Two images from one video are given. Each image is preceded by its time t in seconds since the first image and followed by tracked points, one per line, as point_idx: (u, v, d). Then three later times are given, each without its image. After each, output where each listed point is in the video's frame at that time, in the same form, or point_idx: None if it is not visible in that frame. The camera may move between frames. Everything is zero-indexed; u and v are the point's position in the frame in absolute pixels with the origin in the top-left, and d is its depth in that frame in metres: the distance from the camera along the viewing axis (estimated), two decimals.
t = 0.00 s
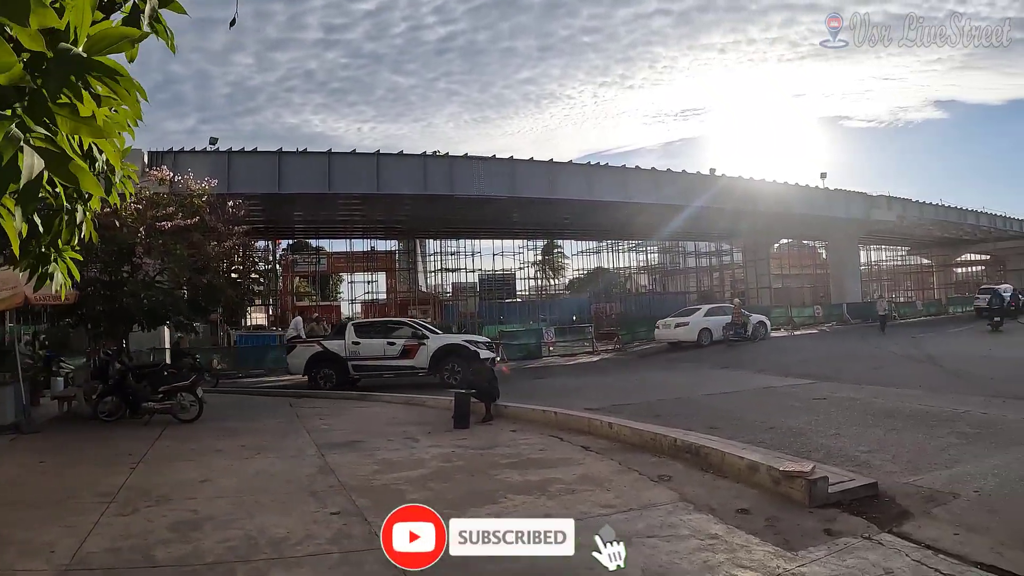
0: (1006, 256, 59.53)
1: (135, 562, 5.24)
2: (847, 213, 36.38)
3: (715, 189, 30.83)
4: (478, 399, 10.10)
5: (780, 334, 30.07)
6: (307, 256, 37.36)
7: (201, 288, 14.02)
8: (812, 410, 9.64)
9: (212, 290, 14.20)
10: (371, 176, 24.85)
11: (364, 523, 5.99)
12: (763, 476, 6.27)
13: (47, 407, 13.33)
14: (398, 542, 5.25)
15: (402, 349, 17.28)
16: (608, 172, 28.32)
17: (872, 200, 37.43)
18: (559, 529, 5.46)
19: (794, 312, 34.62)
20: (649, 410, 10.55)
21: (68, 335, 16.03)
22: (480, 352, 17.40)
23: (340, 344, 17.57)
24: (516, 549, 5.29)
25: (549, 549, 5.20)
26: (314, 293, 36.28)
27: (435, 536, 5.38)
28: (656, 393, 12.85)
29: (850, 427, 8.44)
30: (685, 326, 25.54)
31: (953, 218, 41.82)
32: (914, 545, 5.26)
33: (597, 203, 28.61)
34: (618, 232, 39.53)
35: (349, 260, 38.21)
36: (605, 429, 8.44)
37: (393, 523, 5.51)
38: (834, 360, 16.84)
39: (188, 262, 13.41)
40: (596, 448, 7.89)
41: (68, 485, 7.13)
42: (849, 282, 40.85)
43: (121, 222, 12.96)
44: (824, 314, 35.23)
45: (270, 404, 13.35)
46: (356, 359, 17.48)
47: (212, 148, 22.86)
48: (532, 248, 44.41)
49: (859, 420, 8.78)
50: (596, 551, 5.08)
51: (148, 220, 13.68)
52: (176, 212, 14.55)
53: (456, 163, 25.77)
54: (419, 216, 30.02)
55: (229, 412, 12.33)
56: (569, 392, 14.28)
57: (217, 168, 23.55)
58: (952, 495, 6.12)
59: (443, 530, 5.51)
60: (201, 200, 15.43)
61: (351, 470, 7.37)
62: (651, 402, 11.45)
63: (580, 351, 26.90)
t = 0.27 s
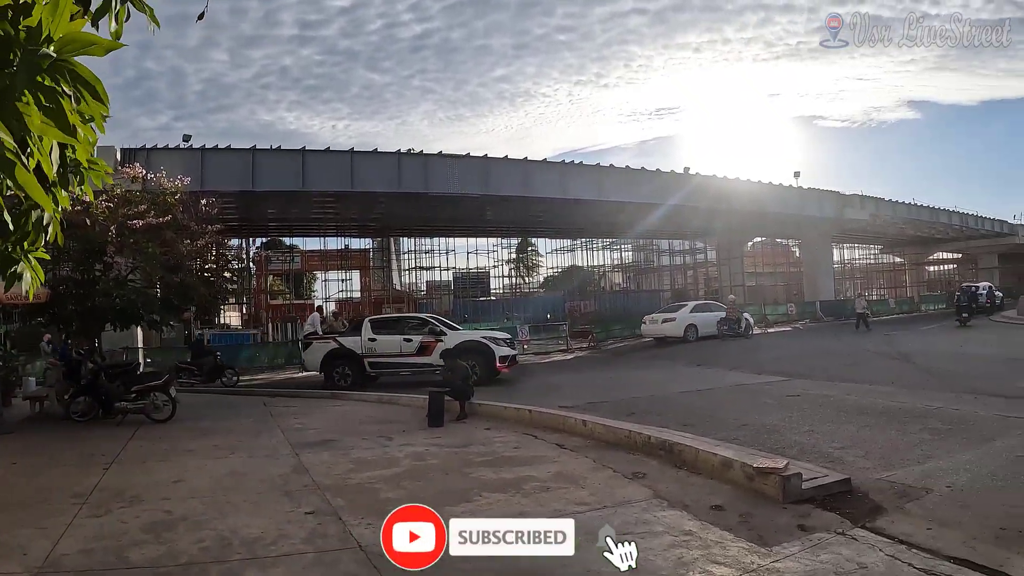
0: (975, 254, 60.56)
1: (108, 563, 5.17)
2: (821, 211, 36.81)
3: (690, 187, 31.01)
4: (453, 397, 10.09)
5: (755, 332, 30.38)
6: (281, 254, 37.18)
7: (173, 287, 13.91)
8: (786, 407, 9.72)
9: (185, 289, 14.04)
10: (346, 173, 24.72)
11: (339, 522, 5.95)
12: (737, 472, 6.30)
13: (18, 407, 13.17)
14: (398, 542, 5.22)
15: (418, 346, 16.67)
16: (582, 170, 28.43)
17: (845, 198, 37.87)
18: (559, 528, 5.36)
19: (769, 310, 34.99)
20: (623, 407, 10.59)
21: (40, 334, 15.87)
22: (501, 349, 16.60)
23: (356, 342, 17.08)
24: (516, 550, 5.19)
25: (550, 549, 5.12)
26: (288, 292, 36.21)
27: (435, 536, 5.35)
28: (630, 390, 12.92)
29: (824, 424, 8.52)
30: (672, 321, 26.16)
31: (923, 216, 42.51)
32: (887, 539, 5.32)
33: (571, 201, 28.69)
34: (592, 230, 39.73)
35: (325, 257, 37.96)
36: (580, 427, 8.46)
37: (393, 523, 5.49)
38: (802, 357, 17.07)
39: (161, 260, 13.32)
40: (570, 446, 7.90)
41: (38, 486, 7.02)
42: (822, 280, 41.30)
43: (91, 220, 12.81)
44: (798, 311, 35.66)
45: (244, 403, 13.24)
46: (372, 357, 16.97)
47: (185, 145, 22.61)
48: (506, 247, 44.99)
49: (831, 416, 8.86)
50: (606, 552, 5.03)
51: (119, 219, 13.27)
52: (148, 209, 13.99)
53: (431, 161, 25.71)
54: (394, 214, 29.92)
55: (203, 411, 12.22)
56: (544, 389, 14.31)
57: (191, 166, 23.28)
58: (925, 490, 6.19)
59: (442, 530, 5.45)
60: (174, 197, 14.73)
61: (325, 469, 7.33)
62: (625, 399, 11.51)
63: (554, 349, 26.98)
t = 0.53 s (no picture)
0: (947, 253, 61.55)
1: (83, 565, 5.10)
2: (795, 210, 37.17)
3: (665, 186, 31.26)
4: (428, 395, 10.10)
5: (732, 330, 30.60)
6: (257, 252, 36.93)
7: (149, 284, 13.52)
8: (761, 404, 9.78)
9: (161, 287, 13.71)
10: (321, 171, 24.59)
11: (316, 522, 5.92)
12: (713, 469, 6.34)
13: None
14: (398, 542, 5.26)
15: (434, 343, 15.70)
16: (557, 168, 28.52)
17: (820, 197, 38.26)
18: (559, 528, 5.38)
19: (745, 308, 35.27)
20: (599, 405, 10.62)
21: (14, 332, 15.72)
22: (521, 347, 15.62)
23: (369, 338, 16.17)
24: (516, 550, 5.20)
25: (548, 549, 5.14)
26: (264, 290, 36.05)
27: (435, 536, 5.38)
28: (606, 388, 12.96)
29: (799, 421, 8.59)
30: (661, 318, 26.68)
31: (896, 215, 43.14)
32: (862, 535, 5.37)
33: (547, 199, 28.74)
34: (569, 229, 39.89)
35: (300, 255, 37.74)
36: (556, 425, 8.48)
37: (393, 523, 5.56)
38: (772, 355, 17.28)
39: (136, 258, 12.95)
40: (546, 444, 7.92)
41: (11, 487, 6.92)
42: (798, 278, 41.67)
43: (65, 218, 12.70)
44: (774, 310, 35.99)
45: (221, 402, 13.14)
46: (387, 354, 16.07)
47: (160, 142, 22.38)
48: (482, 246, 45.35)
49: (806, 413, 8.93)
50: (607, 552, 5.04)
51: (92, 217, 13.06)
52: (122, 207, 13.79)
53: (406, 159, 25.63)
54: (371, 212, 29.81)
55: (179, 411, 12.10)
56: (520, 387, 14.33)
57: (166, 164, 23.06)
58: (899, 486, 6.26)
59: (443, 530, 5.50)
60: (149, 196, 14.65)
61: (303, 468, 7.30)
62: (601, 397, 11.54)
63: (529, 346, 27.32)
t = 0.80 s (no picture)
0: (919, 252, 62.60)
1: (56, 567, 5.03)
2: (770, 209, 37.63)
3: (640, 185, 31.53)
4: (403, 394, 10.06)
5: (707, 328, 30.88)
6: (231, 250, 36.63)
7: (122, 284, 13.30)
8: (735, 402, 9.85)
9: (133, 286, 13.45)
10: (297, 168, 24.44)
11: (292, 521, 5.88)
12: (688, 467, 6.36)
13: None
14: (398, 543, 5.20)
15: (447, 340, 15.32)
16: (533, 166, 28.58)
17: (795, 197, 38.74)
18: (559, 528, 5.34)
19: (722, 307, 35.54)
20: (575, 403, 10.65)
21: None
22: (537, 345, 15.06)
23: (381, 334, 15.84)
24: (517, 550, 5.16)
25: (549, 549, 5.10)
26: (238, 288, 35.90)
27: (435, 536, 5.33)
28: (581, 386, 13.02)
29: (774, 418, 8.66)
30: (649, 315, 27.08)
31: (869, 214, 43.82)
32: (837, 531, 5.42)
33: (522, 198, 28.80)
34: (546, 228, 40.07)
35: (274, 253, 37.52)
36: (531, 422, 8.49)
37: (393, 523, 5.50)
38: (743, 352, 17.51)
39: (109, 256, 12.96)
40: (521, 442, 7.92)
41: None
42: (773, 277, 42.09)
43: (37, 215, 12.69)
44: (749, 308, 36.36)
45: (197, 401, 13.04)
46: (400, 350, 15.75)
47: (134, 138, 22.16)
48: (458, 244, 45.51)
49: (780, 410, 9.01)
50: (607, 552, 5.01)
51: (65, 213, 13.05)
52: (95, 203, 13.80)
53: (382, 156, 25.56)
54: (346, 209, 29.69)
55: (154, 410, 11.98)
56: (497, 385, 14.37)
57: (139, 160, 22.80)
58: (873, 482, 6.33)
59: (444, 530, 5.44)
60: (123, 192, 14.72)
61: (278, 468, 7.25)
62: (576, 395, 11.58)
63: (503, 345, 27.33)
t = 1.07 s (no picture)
0: (891, 251, 63.48)
1: (27, 569, 4.95)
2: (743, 207, 38.09)
3: (614, 183, 31.70)
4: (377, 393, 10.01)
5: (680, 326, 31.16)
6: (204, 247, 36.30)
7: (93, 282, 13.38)
8: (710, 399, 9.93)
9: (106, 285, 13.55)
10: (270, 165, 24.28)
11: (265, 521, 5.85)
12: (661, 464, 6.40)
13: None
14: (398, 543, 5.19)
15: (461, 337, 14.40)
16: (507, 164, 28.60)
17: (768, 196, 39.24)
18: (559, 528, 5.33)
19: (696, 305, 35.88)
20: (549, 401, 10.69)
21: None
22: (558, 344, 14.04)
23: (394, 331, 15.01)
24: (517, 550, 5.14)
25: (549, 549, 5.09)
26: (211, 286, 35.68)
27: (435, 536, 5.31)
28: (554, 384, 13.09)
29: (748, 415, 8.72)
30: (637, 311, 27.38)
31: (842, 213, 44.36)
32: (809, 527, 5.47)
33: (497, 195, 28.83)
34: (519, 225, 40.15)
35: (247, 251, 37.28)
36: (505, 421, 8.51)
37: (393, 523, 5.48)
38: (715, 349, 17.64)
39: (80, 254, 12.98)
40: (495, 440, 7.93)
41: None
42: (746, 276, 42.55)
43: (8, 211, 12.43)
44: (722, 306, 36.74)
45: (170, 400, 12.93)
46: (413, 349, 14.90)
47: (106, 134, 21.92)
48: (432, 242, 45.49)
49: (753, 408, 9.08)
50: (607, 553, 5.00)
51: (36, 209, 12.86)
52: (67, 199, 13.52)
53: (355, 153, 25.47)
54: (319, 207, 29.55)
55: (127, 409, 11.87)
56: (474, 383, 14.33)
57: (111, 156, 22.57)
58: (845, 479, 6.39)
59: (444, 530, 5.41)
60: (95, 188, 14.54)
61: (251, 467, 7.21)
62: (550, 393, 11.62)
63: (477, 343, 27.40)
